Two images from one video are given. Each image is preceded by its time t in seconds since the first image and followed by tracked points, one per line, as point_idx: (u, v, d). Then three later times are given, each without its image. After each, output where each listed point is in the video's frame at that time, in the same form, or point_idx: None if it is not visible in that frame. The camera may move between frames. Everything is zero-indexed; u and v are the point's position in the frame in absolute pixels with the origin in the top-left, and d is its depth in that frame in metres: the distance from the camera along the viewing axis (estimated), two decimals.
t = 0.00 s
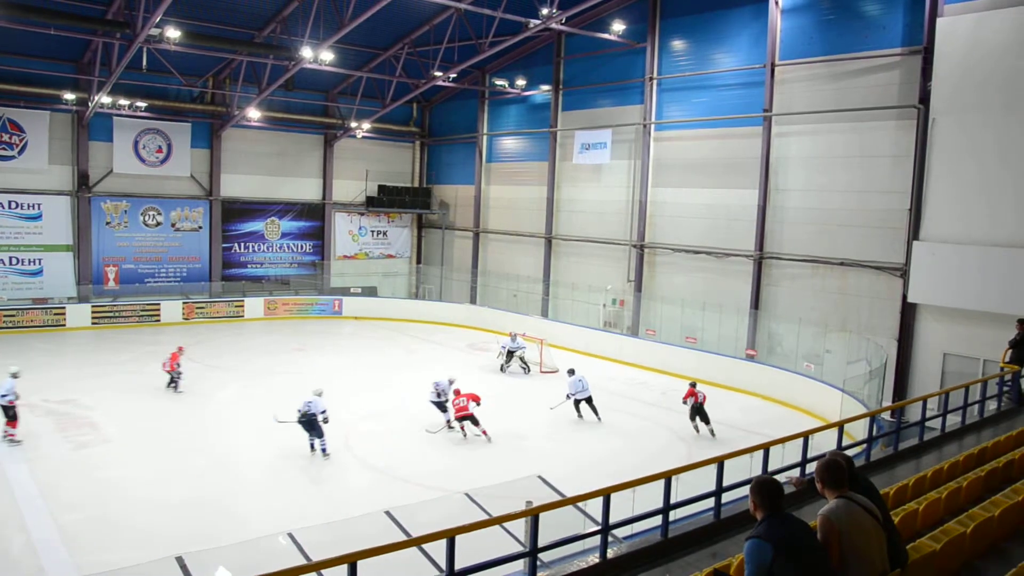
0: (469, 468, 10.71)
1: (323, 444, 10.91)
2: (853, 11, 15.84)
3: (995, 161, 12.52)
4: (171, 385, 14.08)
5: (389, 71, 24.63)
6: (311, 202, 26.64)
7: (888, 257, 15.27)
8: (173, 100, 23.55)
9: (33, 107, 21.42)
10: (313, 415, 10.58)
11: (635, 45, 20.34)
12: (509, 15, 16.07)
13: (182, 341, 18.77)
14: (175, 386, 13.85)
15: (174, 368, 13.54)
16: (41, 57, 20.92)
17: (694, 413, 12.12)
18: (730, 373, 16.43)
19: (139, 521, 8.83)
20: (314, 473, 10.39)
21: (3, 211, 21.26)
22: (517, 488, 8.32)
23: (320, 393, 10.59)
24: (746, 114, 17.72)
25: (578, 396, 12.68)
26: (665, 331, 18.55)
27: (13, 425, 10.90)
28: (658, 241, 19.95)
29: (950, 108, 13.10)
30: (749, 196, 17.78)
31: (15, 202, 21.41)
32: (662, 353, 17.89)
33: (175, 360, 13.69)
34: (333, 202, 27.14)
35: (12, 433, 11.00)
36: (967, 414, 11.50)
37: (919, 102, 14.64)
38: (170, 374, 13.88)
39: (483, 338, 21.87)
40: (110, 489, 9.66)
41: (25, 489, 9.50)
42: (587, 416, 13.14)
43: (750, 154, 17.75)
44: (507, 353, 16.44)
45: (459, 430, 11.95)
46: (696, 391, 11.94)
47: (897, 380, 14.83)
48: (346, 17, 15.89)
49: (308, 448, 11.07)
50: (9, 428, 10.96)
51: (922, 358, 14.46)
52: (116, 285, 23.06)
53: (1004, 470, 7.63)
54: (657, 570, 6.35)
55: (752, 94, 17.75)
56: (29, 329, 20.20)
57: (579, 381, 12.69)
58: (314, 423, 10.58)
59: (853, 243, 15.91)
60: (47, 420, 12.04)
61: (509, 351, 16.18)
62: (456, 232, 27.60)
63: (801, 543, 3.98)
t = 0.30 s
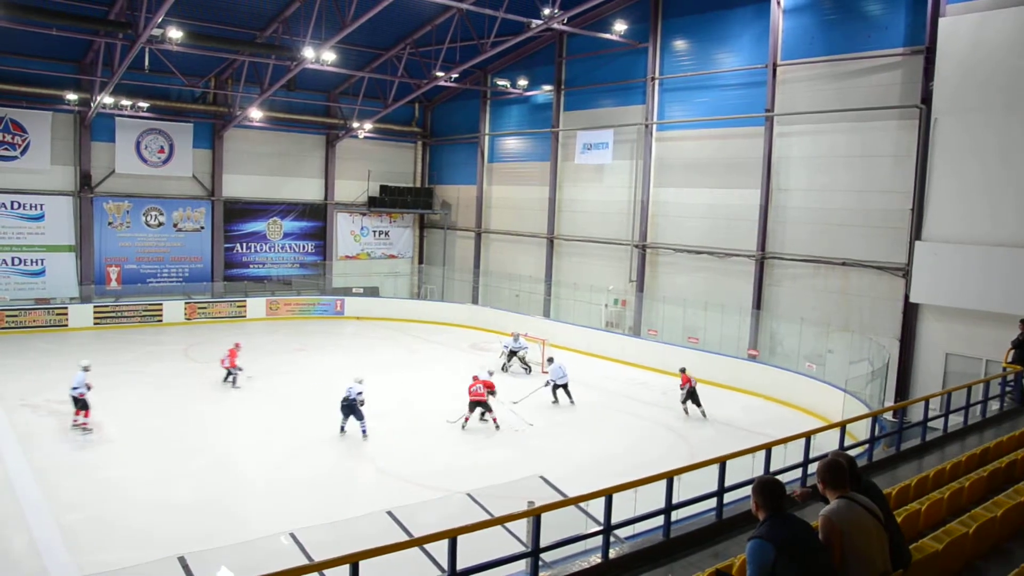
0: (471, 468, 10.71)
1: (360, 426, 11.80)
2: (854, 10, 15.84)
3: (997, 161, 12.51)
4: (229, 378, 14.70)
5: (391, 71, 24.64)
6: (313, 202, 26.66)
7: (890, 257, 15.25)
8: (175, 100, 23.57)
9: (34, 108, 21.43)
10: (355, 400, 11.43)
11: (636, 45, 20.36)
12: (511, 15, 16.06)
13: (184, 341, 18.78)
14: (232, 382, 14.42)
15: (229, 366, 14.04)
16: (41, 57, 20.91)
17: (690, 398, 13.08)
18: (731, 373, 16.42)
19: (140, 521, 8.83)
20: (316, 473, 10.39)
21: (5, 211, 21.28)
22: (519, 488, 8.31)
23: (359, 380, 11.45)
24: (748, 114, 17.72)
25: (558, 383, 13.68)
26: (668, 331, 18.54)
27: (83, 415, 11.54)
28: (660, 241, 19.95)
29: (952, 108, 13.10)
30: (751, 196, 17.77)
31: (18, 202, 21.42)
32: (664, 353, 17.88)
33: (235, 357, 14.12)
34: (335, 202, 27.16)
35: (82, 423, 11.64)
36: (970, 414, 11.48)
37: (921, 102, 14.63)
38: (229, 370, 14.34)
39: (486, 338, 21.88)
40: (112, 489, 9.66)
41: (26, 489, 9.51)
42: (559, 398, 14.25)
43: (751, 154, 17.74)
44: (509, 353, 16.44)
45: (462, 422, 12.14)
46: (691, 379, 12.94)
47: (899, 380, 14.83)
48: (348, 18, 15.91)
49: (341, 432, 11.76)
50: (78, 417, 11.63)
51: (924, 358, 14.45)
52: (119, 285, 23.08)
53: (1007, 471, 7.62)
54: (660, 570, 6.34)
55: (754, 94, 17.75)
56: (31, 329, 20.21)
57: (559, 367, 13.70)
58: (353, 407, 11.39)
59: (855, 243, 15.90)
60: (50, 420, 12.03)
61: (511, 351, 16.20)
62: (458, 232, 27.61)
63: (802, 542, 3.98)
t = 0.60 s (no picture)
0: (472, 468, 10.71)
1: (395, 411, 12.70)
2: (857, 10, 15.82)
3: (999, 161, 12.50)
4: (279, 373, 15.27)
5: (392, 71, 24.64)
6: (314, 203, 26.67)
7: (891, 257, 15.25)
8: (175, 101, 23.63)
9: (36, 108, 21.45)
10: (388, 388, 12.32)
11: (638, 45, 20.35)
12: (513, 15, 16.06)
13: (185, 341, 18.79)
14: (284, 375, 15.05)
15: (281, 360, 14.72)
16: (43, 57, 20.94)
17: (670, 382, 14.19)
18: (732, 374, 16.40)
19: (139, 521, 8.83)
20: (317, 474, 10.39)
21: (7, 211, 21.29)
22: (520, 488, 8.31)
23: (393, 370, 12.31)
24: (749, 114, 17.73)
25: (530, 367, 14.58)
26: (670, 331, 18.54)
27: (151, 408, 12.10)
28: (662, 241, 19.95)
29: (953, 108, 13.09)
30: (752, 196, 17.77)
31: (19, 203, 21.43)
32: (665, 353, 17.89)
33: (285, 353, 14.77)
34: (336, 202, 27.15)
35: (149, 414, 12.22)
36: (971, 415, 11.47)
37: (923, 102, 14.63)
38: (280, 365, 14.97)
39: (487, 338, 21.89)
40: (112, 489, 9.66)
41: (26, 489, 9.51)
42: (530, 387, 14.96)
43: (753, 154, 17.74)
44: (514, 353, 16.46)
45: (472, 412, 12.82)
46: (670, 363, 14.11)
47: (901, 380, 14.83)
48: (350, 18, 15.89)
49: (380, 415, 12.78)
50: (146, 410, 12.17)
51: (925, 358, 14.45)
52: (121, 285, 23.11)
53: (1009, 471, 7.61)
54: (662, 570, 6.35)
55: (755, 94, 17.75)
56: (33, 329, 20.23)
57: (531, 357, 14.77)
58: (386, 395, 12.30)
59: (856, 243, 15.90)
60: (51, 420, 12.04)
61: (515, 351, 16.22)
62: (459, 232, 27.62)
63: (802, 542, 3.98)
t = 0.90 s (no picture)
0: (473, 468, 10.71)
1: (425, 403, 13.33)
2: (857, 11, 15.81)
3: (998, 161, 12.51)
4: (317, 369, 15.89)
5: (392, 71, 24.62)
6: (314, 203, 26.66)
7: (890, 257, 15.28)
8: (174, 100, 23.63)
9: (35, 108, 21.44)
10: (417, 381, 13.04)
11: (637, 46, 20.35)
12: (513, 15, 16.06)
13: (184, 341, 18.77)
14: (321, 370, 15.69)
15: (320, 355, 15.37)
16: (44, 57, 20.93)
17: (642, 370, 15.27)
18: (732, 374, 16.41)
19: (137, 521, 8.83)
20: (317, 474, 10.40)
21: (6, 211, 21.27)
22: (520, 488, 8.31)
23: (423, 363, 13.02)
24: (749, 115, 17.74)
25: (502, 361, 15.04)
26: (670, 331, 18.59)
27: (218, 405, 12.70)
28: (661, 241, 19.96)
29: (954, 108, 13.10)
30: (752, 196, 17.78)
31: (18, 203, 21.40)
32: (664, 353, 17.91)
33: (324, 348, 15.42)
34: (336, 202, 27.14)
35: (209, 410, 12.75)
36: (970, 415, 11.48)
37: (923, 103, 14.65)
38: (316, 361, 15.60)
39: (486, 338, 21.90)
40: (112, 489, 9.65)
41: (26, 489, 9.51)
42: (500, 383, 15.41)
43: (753, 155, 17.74)
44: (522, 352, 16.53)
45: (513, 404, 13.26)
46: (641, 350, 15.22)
47: (900, 380, 14.84)
48: (350, 18, 15.84)
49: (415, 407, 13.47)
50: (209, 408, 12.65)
51: (924, 358, 14.48)
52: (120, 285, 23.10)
53: (1007, 471, 7.62)
54: (661, 570, 6.35)
55: (756, 95, 17.75)
56: (32, 329, 20.21)
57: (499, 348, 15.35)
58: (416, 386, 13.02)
59: (855, 244, 15.92)
60: (50, 420, 12.05)
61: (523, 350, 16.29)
62: (459, 232, 27.62)
63: (803, 542, 3.98)
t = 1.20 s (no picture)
0: (453, 468, 10.65)
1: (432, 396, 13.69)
2: (837, 12, 15.94)
3: (978, 162, 12.64)
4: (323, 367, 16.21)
5: (375, 71, 24.59)
6: (295, 203, 26.55)
7: (871, 257, 15.37)
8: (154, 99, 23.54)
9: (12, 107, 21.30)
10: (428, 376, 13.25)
11: (619, 46, 20.42)
12: (494, 15, 16.08)
13: (165, 343, 18.62)
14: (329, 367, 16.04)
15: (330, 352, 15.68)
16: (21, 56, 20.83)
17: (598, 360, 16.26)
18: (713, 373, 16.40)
19: (116, 525, 8.72)
20: (300, 474, 10.36)
21: None
22: (501, 488, 8.28)
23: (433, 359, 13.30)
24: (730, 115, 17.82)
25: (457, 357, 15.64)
26: (651, 331, 18.62)
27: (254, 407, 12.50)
28: (643, 241, 20.01)
29: (933, 110, 13.24)
30: (734, 196, 17.84)
31: None
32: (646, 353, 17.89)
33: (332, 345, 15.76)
34: (316, 202, 27.03)
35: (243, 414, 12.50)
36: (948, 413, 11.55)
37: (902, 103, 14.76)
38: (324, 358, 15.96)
39: (467, 338, 21.87)
40: (89, 493, 9.54)
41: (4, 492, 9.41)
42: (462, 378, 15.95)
43: (735, 155, 17.81)
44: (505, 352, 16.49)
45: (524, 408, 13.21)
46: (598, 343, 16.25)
47: (879, 379, 14.89)
48: (331, 17, 15.77)
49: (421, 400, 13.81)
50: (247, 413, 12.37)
51: (902, 358, 14.56)
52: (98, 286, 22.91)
53: (982, 467, 7.65)
54: (640, 569, 6.34)
55: (737, 95, 17.83)
56: (10, 331, 19.98)
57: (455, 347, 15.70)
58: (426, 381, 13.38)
59: (835, 244, 16.01)
60: (26, 423, 11.91)
61: (507, 350, 16.24)
62: (440, 232, 27.56)
63: (780, 541, 3.96)
